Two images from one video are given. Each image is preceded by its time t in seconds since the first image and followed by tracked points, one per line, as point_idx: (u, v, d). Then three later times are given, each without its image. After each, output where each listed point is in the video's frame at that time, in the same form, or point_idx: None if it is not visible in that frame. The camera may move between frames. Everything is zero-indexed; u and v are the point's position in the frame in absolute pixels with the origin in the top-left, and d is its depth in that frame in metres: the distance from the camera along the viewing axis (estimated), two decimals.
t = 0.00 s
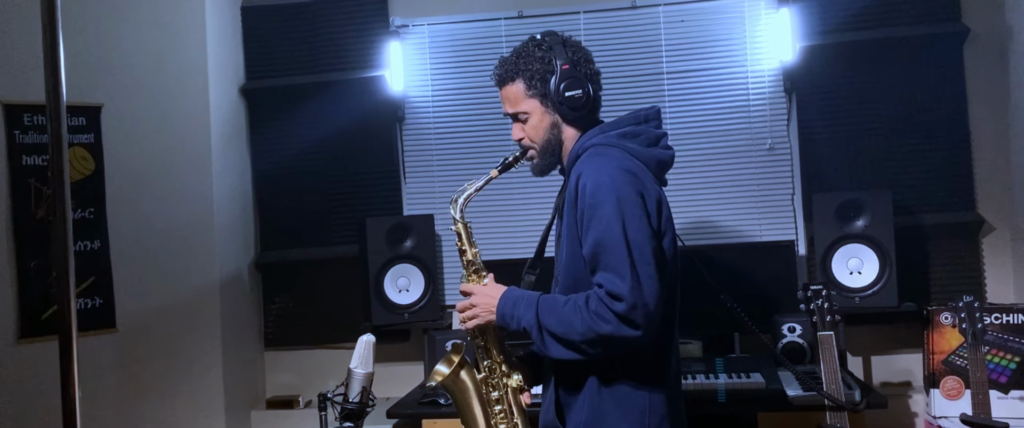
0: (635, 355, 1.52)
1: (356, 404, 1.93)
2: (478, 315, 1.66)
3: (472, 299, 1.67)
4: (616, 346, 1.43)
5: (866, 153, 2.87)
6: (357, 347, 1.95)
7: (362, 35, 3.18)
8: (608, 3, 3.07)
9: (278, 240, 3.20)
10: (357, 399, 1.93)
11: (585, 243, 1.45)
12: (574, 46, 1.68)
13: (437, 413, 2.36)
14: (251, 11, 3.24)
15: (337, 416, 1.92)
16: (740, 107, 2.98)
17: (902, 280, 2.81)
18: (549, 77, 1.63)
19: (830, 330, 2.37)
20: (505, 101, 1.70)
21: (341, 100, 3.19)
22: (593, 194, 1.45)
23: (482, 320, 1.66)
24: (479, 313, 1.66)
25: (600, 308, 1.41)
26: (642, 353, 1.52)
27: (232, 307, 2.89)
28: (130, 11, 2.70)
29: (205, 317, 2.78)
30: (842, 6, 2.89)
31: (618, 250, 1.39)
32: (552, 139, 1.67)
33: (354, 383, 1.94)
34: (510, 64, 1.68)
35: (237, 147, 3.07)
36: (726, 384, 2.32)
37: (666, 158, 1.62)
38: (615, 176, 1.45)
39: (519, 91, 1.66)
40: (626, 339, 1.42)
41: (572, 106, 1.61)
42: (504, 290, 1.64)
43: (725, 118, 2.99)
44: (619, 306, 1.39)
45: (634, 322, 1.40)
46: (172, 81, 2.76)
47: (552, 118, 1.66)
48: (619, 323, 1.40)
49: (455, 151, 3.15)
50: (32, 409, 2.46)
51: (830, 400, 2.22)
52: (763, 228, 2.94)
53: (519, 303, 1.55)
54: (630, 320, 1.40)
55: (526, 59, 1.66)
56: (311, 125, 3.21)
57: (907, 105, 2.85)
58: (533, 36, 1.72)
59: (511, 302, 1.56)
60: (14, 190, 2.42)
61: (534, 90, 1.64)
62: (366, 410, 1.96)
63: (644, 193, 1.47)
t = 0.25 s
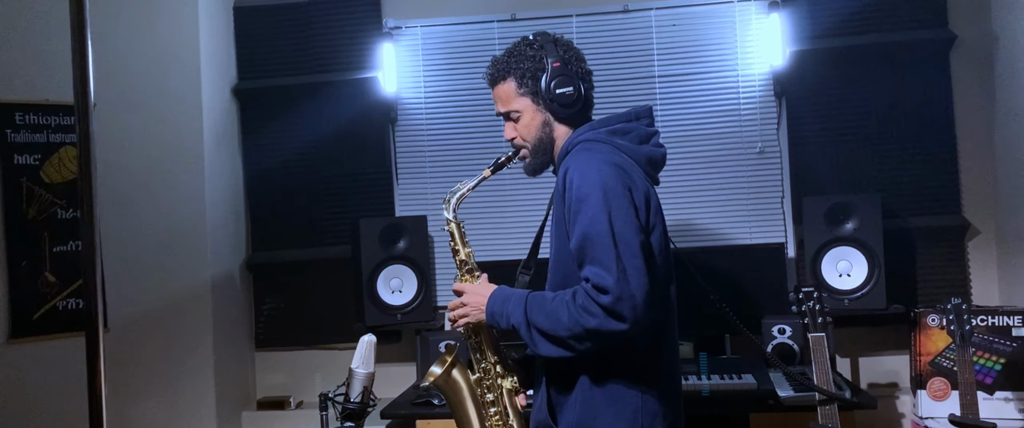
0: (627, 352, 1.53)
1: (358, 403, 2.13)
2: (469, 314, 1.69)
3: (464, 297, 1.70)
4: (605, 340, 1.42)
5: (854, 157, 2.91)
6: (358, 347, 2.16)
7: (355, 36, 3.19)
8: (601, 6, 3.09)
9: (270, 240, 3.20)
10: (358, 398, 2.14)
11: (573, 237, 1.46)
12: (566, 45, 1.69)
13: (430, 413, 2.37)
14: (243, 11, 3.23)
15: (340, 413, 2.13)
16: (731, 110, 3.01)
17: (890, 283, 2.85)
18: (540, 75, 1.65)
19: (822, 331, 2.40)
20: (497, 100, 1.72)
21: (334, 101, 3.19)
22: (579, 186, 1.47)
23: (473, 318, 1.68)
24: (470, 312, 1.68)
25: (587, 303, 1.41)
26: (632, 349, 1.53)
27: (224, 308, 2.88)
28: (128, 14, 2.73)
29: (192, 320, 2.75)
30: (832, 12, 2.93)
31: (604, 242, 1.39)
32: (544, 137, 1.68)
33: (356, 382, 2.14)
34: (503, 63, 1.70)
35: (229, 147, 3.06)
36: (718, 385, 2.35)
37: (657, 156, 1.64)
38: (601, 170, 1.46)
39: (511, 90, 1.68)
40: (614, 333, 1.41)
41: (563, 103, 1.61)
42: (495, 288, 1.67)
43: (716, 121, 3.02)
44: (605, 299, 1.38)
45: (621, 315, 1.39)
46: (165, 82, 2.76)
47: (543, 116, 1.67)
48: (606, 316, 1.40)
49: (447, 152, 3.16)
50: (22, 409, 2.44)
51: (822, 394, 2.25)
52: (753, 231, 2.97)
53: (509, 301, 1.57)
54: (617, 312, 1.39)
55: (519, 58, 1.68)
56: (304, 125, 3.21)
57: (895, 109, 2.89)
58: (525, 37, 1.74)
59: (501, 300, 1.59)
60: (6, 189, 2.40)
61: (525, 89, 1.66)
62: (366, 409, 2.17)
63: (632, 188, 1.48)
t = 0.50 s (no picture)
0: (617, 360, 1.54)
1: (358, 403, 2.13)
2: (460, 316, 1.69)
3: (458, 298, 1.70)
4: (592, 349, 1.43)
5: (844, 162, 2.94)
6: (359, 347, 2.15)
7: (350, 38, 3.19)
8: (595, 11, 3.11)
9: (263, 241, 3.19)
10: (358, 399, 2.13)
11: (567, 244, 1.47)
12: (564, 52, 1.71)
13: (424, 415, 2.38)
14: (238, 12, 3.23)
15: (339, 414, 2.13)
16: (723, 115, 3.04)
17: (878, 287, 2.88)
18: (537, 81, 1.66)
19: (815, 335, 2.45)
20: (496, 105, 1.73)
21: (329, 103, 3.20)
22: (576, 194, 1.48)
23: (464, 320, 1.68)
24: (462, 313, 1.68)
25: (576, 310, 1.43)
26: (622, 357, 1.54)
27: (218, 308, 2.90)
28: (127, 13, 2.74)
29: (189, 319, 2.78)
30: (822, 19, 2.97)
31: (596, 251, 1.41)
32: (541, 143, 1.69)
33: (356, 382, 2.13)
34: (501, 68, 1.72)
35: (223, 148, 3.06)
36: (710, 387, 2.36)
37: (656, 164, 1.67)
38: (598, 178, 1.48)
39: (508, 95, 1.69)
40: (601, 341, 1.42)
41: (559, 109, 1.63)
42: (488, 290, 1.67)
43: (708, 126, 3.05)
44: (593, 307, 1.40)
45: (609, 324, 1.40)
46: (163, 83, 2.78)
47: (540, 121, 1.68)
48: (594, 324, 1.41)
49: (441, 155, 3.17)
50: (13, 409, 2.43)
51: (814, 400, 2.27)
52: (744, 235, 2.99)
53: (499, 304, 1.58)
54: (604, 321, 1.40)
55: (516, 63, 1.70)
56: (298, 126, 3.21)
57: (885, 116, 2.93)
58: (524, 42, 1.75)
59: (492, 303, 1.60)
60: None
61: (522, 94, 1.67)
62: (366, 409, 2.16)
63: (629, 197, 1.49)
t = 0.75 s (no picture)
0: (604, 367, 1.56)
1: (352, 405, 2.16)
2: (445, 311, 1.71)
3: (442, 295, 1.72)
4: (574, 356, 1.46)
5: (830, 169, 2.98)
6: (353, 349, 2.18)
7: (340, 40, 3.19)
8: (586, 16, 3.13)
9: (251, 243, 3.18)
10: (352, 400, 2.16)
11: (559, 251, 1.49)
12: (561, 55, 1.73)
13: (414, 417, 2.39)
14: (227, 13, 3.23)
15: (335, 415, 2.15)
16: (711, 121, 3.07)
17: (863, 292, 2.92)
18: (534, 83, 1.68)
19: (801, 338, 2.45)
20: (492, 105, 1.75)
21: (319, 104, 3.19)
22: (573, 203, 1.50)
23: (449, 316, 1.71)
24: (447, 310, 1.71)
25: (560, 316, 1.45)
26: (611, 363, 1.56)
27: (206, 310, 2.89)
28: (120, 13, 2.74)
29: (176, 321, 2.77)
30: (808, 27, 3.01)
31: (586, 261, 1.43)
32: (535, 145, 1.70)
33: (351, 384, 2.17)
34: (498, 68, 1.74)
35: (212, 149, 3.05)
36: (699, 390, 2.38)
37: (651, 170, 1.69)
38: (597, 187, 1.49)
39: (505, 95, 1.71)
40: (583, 349, 1.45)
41: (554, 113, 1.64)
42: (474, 289, 1.69)
43: (697, 131, 3.08)
44: (577, 315, 1.43)
45: (591, 332, 1.43)
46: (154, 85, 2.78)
47: (535, 123, 1.70)
48: (577, 332, 1.44)
49: (431, 157, 3.17)
50: None
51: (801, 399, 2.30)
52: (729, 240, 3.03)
53: (486, 303, 1.60)
54: (587, 330, 1.43)
55: (514, 64, 1.71)
56: (287, 128, 3.21)
57: (870, 123, 2.97)
58: (523, 44, 1.76)
59: (478, 302, 1.62)
60: None
61: (518, 95, 1.69)
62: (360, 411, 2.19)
63: (626, 208, 1.51)
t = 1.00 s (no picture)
0: (594, 366, 1.58)
1: (340, 405, 2.16)
2: (435, 302, 1.72)
3: (433, 285, 1.72)
4: (563, 353, 1.47)
5: (809, 171, 3.03)
6: (342, 349, 2.18)
7: (324, 40, 3.18)
8: (569, 18, 3.15)
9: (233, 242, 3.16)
10: (340, 401, 2.17)
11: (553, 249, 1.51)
12: (570, 61, 1.74)
13: (397, 417, 2.39)
14: (209, 12, 3.20)
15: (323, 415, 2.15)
16: (693, 123, 3.10)
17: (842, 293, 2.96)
18: (539, 84, 1.69)
19: (782, 338, 2.49)
20: (495, 101, 1.76)
21: (302, 104, 3.18)
22: (570, 203, 1.51)
23: (438, 307, 1.72)
24: (436, 300, 1.72)
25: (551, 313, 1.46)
26: (599, 363, 1.58)
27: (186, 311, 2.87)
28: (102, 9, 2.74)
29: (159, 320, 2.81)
30: (788, 31, 3.05)
31: (580, 260, 1.44)
32: (534, 143, 1.72)
33: (339, 384, 2.18)
34: (505, 65, 1.75)
35: (193, 148, 3.03)
36: (680, 390, 2.41)
37: (647, 175, 1.71)
38: (594, 190, 1.51)
39: (508, 92, 1.72)
40: (570, 347, 1.46)
41: (556, 115, 1.66)
42: (464, 280, 1.70)
43: (678, 134, 3.11)
44: (567, 312, 1.43)
45: (580, 331, 1.44)
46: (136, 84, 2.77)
47: (536, 124, 1.71)
48: (566, 329, 1.45)
49: (414, 158, 3.17)
50: None
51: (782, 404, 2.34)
52: (713, 241, 3.05)
53: (475, 297, 1.61)
54: (576, 328, 1.44)
55: (521, 63, 1.72)
56: (270, 127, 3.19)
57: (848, 126, 3.02)
58: (532, 45, 1.77)
59: (469, 294, 1.62)
60: None
61: (522, 94, 1.70)
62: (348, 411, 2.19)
63: (621, 211, 1.53)
